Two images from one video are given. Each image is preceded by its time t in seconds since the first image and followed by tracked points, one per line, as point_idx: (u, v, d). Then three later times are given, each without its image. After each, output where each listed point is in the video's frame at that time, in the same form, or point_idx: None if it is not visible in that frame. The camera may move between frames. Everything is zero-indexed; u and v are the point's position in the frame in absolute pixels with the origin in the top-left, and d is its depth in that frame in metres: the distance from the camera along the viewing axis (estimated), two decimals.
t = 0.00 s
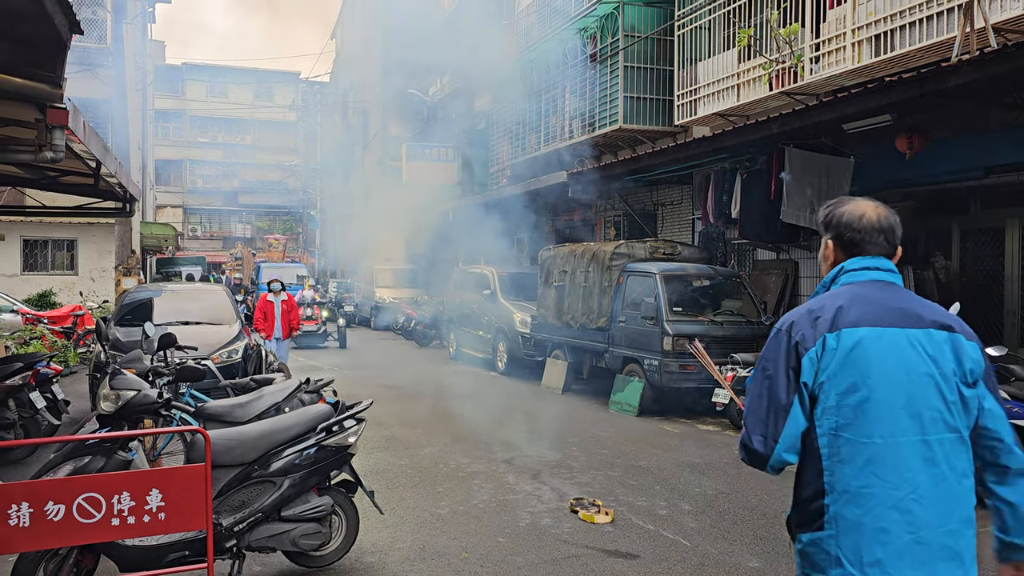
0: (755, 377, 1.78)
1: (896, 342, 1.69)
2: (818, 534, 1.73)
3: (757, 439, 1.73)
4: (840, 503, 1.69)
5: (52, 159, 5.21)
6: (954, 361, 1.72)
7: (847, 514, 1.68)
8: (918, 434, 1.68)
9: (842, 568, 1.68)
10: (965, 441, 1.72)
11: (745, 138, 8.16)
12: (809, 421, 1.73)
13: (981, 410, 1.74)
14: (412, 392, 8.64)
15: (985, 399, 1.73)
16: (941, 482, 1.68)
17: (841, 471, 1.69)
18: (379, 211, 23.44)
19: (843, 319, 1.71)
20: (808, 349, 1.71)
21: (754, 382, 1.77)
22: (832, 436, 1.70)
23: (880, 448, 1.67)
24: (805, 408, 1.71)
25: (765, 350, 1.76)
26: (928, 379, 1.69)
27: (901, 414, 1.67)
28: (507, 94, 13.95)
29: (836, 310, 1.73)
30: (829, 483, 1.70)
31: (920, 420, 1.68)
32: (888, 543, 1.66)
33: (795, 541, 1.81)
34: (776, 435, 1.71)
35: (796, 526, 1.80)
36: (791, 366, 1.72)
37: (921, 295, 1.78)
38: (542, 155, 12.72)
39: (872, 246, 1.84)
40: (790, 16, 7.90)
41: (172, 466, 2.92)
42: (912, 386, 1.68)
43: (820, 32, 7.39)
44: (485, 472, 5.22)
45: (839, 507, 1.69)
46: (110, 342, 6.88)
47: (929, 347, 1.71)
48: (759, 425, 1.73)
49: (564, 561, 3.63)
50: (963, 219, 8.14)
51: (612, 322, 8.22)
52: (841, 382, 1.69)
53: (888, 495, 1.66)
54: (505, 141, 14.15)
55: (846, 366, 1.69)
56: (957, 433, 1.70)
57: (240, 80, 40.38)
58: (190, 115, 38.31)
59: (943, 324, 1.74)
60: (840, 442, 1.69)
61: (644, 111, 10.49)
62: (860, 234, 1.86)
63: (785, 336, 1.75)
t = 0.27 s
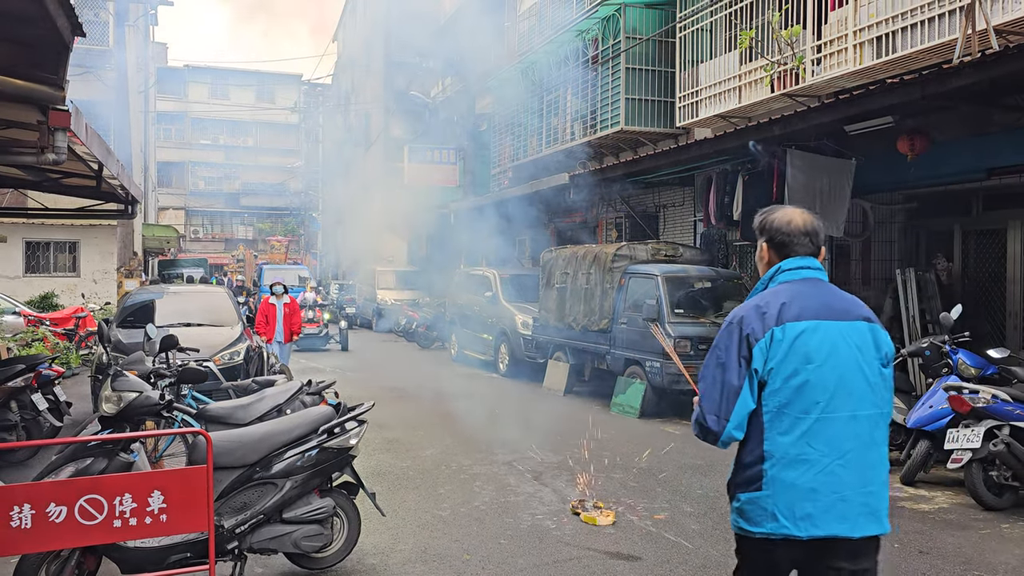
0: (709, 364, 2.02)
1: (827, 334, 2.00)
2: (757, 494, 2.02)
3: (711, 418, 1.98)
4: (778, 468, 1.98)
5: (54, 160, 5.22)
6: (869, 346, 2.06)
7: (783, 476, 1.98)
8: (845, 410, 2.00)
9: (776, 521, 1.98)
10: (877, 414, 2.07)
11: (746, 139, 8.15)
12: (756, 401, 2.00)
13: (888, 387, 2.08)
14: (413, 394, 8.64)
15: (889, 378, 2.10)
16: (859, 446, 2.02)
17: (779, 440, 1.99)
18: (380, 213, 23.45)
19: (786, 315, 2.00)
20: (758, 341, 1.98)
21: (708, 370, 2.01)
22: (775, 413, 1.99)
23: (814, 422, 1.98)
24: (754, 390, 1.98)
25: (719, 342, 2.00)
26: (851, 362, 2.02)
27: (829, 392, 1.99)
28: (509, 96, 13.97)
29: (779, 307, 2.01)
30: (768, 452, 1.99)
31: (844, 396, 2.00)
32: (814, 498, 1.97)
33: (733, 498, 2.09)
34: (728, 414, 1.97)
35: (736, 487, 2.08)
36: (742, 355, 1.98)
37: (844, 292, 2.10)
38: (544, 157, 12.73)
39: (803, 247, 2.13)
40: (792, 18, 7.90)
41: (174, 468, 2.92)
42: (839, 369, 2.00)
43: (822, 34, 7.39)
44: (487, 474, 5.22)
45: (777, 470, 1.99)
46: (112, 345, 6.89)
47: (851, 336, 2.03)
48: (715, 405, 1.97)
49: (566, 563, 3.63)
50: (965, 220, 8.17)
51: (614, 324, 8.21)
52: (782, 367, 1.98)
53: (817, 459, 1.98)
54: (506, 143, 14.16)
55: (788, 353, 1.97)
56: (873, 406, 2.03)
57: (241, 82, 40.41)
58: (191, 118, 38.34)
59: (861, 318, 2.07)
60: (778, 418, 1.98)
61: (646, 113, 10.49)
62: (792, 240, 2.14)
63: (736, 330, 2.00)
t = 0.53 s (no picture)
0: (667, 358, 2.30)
1: (768, 326, 2.25)
2: (714, 472, 2.26)
3: (670, 405, 2.25)
4: (730, 447, 2.23)
5: (57, 162, 5.22)
6: (810, 336, 2.29)
7: (734, 454, 2.23)
8: (787, 393, 2.24)
9: (731, 495, 2.22)
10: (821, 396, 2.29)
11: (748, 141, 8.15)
12: (708, 388, 2.26)
13: (831, 372, 2.29)
14: (415, 395, 8.65)
15: (836, 362, 2.30)
16: (802, 424, 2.25)
17: (729, 423, 2.23)
18: (382, 214, 23.45)
19: (731, 312, 2.26)
20: (707, 336, 2.24)
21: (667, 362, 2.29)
22: (725, 398, 2.23)
23: (757, 404, 2.22)
24: (705, 379, 2.24)
25: (675, 338, 2.28)
26: (792, 350, 2.26)
27: (772, 378, 2.23)
28: (510, 98, 13.98)
29: (725, 305, 2.27)
30: (722, 432, 2.24)
31: (786, 381, 2.24)
32: (763, 472, 2.21)
33: (697, 478, 2.33)
34: (683, 400, 2.25)
35: (697, 467, 2.33)
36: (694, 349, 2.25)
37: (788, 289, 2.34)
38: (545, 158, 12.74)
39: (748, 252, 2.40)
40: (793, 19, 7.90)
41: (176, 469, 2.93)
42: (779, 358, 2.24)
43: (824, 35, 7.39)
44: (489, 475, 5.22)
45: (729, 449, 2.23)
46: (114, 346, 6.90)
47: (791, 328, 2.27)
48: (672, 393, 2.25)
49: (567, 564, 3.63)
50: (966, 221, 8.17)
51: (615, 326, 8.21)
52: (730, 357, 2.23)
53: (762, 437, 2.22)
54: (508, 144, 14.18)
55: (734, 345, 2.23)
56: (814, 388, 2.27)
57: (243, 83, 40.44)
58: (193, 119, 38.39)
59: (802, 311, 2.30)
60: (728, 402, 2.23)
61: (647, 115, 10.50)
62: (741, 245, 2.42)
63: (689, 327, 2.27)
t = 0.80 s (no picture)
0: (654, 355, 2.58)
1: (742, 327, 2.50)
2: (695, 457, 2.51)
3: (657, 398, 2.54)
4: (708, 436, 2.49)
5: (59, 162, 5.28)
6: (780, 334, 2.55)
7: (713, 442, 2.48)
8: (759, 386, 2.49)
9: (710, 478, 2.47)
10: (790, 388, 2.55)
11: (750, 142, 8.15)
12: (689, 382, 2.53)
13: (800, 366, 2.55)
14: (417, 396, 8.65)
15: (804, 358, 2.56)
16: (774, 414, 2.51)
17: (708, 413, 2.49)
18: (383, 215, 23.45)
19: (709, 315, 2.52)
20: (688, 336, 2.51)
21: (652, 359, 2.57)
22: (703, 392, 2.50)
23: (733, 397, 2.48)
24: (686, 375, 2.51)
25: (660, 338, 2.56)
26: (764, 348, 2.51)
27: (746, 373, 2.49)
28: (512, 98, 13.99)
29: (704, 308, 2.54)
30: (702, 422, 2.51)
31: (759, 375, 2.50)
32: (738, 457, 2.46)
33: (680, 463, 2.59)
34: (667, 394, 2.53)
35: (680, 453, 2.59)
36: (677, 348, 2.53)
37: (761, 292, 2.60)
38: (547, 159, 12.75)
39: (727, 257, 2.66)
40: (795, 20, 7.91)
41: (179, 470, 2.93)
42: (752, 355, 2.49)
43: (826, 36, 7.39)
44: (491, 476, 5.22)
45: (709, 437, 2.49)
46: (117, 347, 6.91)
47: (763, 328, 2.53)
48: (658, 388, 2.53)
49: (569, 565, 3.64)
50: (968, 222, 8.18)
51: (617, 327, 8.21)
52: (707, 355, 2.49)
53: (738, 427, 2.47)
54: (510, 145, 14.19)
55: (711, 344, 2.49)
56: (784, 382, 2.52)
57: (245, 84, 40.48)
58: (195, 120, 38.45)
59: (774, 313, 2.56)
60: (707, 396, 2.49)
61: (649, 116, 10.50)
62: (721, 251, 2.68)
63: (671, 328, 2.55)
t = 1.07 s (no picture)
0: (646, 342, 2.76)
1: (727, 315, 2.76)
2: (684, 433, 2.72)
3: (649, 381, 2.72)
4: (698, 413, 2.71)
5: (63, 163, 5.22)
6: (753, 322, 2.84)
7: (701, 419, 2.70)
8: (741, 367, 2.75)
9: (698, 450, 2.69)
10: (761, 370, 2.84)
11: (752, 141, 8.14)
12: (680, 365, 2.73)
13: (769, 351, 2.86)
14: (419, 395, 8.66)
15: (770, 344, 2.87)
16: (751, 393, 2.77)
17: (696, 392, 2.72)
18: (386, 215, 23.47)
19: (698, 304, 2.75)
20: (681, 323, 2.72)
21: (645, 345, 2.75)
22: (693, 374, 2.72)
23: (719, 377, 2.72)
24: (678, 359, 2.72)
25: (651, 328, 2.75)
26: (744, 334, 2.78)
27: (730, 356, 2.74)
28: (514, 98, 14.00)
29: (692, 299, 2.76)
30: (690, 401, 2.72)
31: (740, 357, 2.76)
32: (724, 430, 2.70)
33: (665, 440, 2.79)
34: (658, 377, 2.72)
35: (666, 431, 2.79)
36: (668, 335, 2.73)
37: (735, 285, 2.88)
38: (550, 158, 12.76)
39: (700, 254, 2.93)
40: (798, 18, 7.89)
41: (183, 469, 2.94)
42: (736, 340, 2.75)
43: (829, 34, 7.37)
44: (494, 475, 5.23)
45: (697, 414, 2.71)
46: (120, 346, 6.92)
47: (742, 316, 2.80)
48: (651, 371, 2.72)
49: (571, 564, 3.64)
50: (972, 220, 8.18)
51: (619, 326, 8.21)
52: (698, 340, 2.72)
53: (723, 404, 2.71)
54: (512, 144, 14.19)
55: (701, 331, 2.72)
56: (759, 363, 2.80)
57: (248, 84, 40.52)
58: (198, 120, 38.51)
59: (747, 303, 2.85)
60: (696, 377, 2.72)
61: (652, 115, 10.49)
62: (693, 249, 2.94)
63: (663, 318, 2.74)
